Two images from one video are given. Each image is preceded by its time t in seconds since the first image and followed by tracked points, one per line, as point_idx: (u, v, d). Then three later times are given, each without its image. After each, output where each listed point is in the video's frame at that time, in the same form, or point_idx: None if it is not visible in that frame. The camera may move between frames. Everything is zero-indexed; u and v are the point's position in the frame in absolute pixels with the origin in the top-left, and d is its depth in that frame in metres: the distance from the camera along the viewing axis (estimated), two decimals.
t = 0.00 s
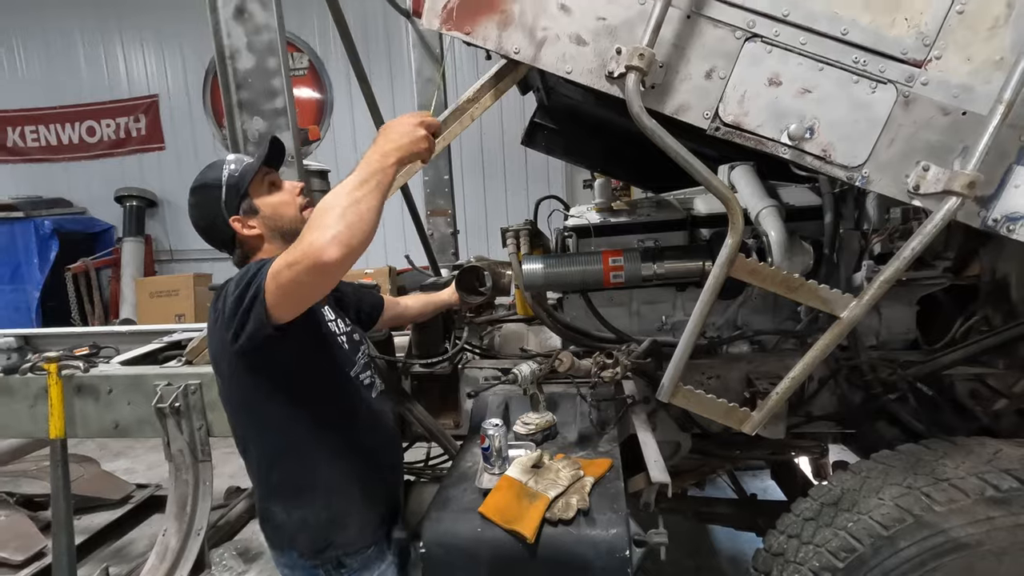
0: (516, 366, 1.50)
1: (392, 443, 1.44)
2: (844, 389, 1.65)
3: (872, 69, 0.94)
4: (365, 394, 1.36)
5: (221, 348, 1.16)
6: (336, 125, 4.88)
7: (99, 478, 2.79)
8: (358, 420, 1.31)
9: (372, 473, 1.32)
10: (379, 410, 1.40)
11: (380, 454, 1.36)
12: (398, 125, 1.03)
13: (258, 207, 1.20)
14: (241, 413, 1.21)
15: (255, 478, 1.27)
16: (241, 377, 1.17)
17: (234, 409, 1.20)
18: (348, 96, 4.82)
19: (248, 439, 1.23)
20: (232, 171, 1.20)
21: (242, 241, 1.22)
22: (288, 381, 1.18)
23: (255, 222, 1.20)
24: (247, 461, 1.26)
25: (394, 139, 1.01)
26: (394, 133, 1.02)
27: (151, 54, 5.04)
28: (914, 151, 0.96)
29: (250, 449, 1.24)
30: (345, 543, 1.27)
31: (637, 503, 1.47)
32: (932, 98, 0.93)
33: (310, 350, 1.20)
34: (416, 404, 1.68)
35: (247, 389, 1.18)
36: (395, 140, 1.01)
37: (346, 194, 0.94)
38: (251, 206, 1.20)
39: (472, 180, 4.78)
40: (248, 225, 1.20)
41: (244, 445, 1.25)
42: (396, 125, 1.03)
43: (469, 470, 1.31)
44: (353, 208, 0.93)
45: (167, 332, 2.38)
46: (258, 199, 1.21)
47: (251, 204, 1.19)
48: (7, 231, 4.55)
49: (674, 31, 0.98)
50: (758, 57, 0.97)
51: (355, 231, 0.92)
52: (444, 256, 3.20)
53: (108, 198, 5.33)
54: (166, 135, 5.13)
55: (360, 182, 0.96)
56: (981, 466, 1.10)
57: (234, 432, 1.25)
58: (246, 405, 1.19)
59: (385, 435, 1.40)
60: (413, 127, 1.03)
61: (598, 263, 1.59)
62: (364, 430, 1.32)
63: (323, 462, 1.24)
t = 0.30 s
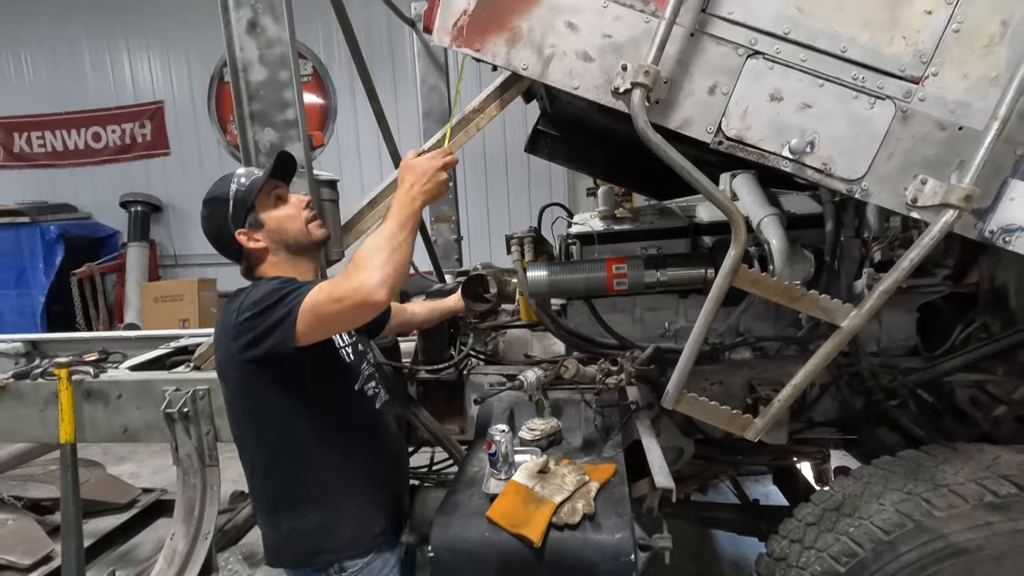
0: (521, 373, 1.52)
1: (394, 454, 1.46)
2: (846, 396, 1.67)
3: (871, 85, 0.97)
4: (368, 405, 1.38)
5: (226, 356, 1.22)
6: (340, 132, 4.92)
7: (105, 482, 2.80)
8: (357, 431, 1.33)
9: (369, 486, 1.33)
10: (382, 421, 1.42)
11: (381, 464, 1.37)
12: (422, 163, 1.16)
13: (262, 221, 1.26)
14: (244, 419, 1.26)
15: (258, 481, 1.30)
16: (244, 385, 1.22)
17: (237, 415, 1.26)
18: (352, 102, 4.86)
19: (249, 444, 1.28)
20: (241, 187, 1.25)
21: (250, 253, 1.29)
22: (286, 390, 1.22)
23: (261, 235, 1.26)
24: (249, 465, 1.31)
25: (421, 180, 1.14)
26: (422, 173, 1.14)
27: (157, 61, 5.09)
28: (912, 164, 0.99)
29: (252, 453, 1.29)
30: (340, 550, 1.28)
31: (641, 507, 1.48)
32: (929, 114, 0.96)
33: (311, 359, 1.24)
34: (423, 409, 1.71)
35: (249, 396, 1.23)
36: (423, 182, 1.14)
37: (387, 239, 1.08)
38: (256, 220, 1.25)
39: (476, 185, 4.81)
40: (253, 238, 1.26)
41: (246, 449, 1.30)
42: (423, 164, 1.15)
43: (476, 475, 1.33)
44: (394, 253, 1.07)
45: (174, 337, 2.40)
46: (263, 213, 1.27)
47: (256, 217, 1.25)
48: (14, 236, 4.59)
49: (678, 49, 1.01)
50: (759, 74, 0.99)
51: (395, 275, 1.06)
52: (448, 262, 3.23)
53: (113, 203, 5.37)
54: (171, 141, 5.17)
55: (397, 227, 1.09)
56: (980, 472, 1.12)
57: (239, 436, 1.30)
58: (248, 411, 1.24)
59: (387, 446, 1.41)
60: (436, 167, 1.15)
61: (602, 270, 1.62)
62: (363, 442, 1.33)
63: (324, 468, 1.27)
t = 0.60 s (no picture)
0: (521, 377, 1.53)
1: (395, 455, 1.46)
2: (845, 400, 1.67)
3: (867, 91, 0.97)
4: (367, 406, 1.38)
5: (225, 355, 1.22)
6: (341, 136, 4.93)
7: (106, 485, 2.81)
8: (356, 432, 1.33)
9: (367, 486, 1.33)
10: (381, 422, 1.42)
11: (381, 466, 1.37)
12: (427, 147, 1.18)
13: (260, 227, 1.25)
14: (242, 418, 1.26)
15: (257, 480, 1.31)
16: (243, 384, 1.22)
17: (235, 413, 1.26)
18: (353, 106, 4.88)
19: (248, 442, 1.29)
20: (239, 194, 1.24)
21: (247, 259, 1.28)
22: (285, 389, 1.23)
23: (258, 241, 1.26)
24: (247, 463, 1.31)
25: (423, 166, 1.16)
26: (425, 159, 1.17)
27: (160, 65, 5.11)
28: (908, 169, 0.99)
29: (251, 451, 1.29)
30: (337, 550, 1.29)
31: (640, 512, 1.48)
32: (925, 119, 0.96)
33: (311, 360, 1.25)
34: (422, 413, 1.70)
35: (248, 395, 1.23)
36: (426, 168, 1.16)
37: (390, 223, 1.10)
38: (253, 227, 1.25)
39: (476, 189, 4.81)
40: (251, 244, 1.26)
41: (244, 447, 1.30)
42: (425, 150, 1.17)
43: (475, 479, 1.33)
44: (397, 238, 1.09)
45: (175, 341, 2.41)
46: (260, 220, 1.26)
47: (254, 224, 1.24)
48: (17, 240, 4.60)
49: (675, 55, 1.01)
50: (756, 80, 1.00)
51: (397, 260, 1.09)
52: (448, 266, 3.24)
53: (115, 207, 5.39)
54: (174, 145, 5.19)
55: (400, 212, 1.11)
56: (979, 477, 1.12)
57: (237, 434, 1.30)
58: (246, 410, 1.25)
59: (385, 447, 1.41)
60: (441, 153, 1.18)
61: (602, 274, 1.62)
62: (362, 442, 1.34)
63: (322, 468, 1.28)
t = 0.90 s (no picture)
0: (521, 377, 1.54)
1: (394, 455, 1.46)
2: (845, 400, 1.67)
3: (864, 90, 0.98)
4: (366, 407, 1.39)
5: (225, 355, 1.23)
6: (343, 139, 4.96)
7: (108, 487, 2.81)
8: (355, 432, 1.33)
9: (366, 486, 1.33)
10: (380, 423, 1.42)
11: (380, 466, 1.38)
12: (426, 151, 1.18)
13: (263, 229, 1.26)
14: (241, 418, 1.27)
15: (256, 480, 1.31)
16: (243, 384, 1.23)
17: (235, 414, 1.27)
18: (355, 110, 4.91)
19: (246, 443, 1.29)
20: (242, 196, 1.25)
21: (250, 259, 1.29)
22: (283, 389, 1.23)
23: (262, 242, 1.27)
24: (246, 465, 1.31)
25: (422, 169, 1.17)
26: (425, 161, 1.17)
27: (163, 69, 5.14)
28: (905, 168, 1.00)
29: (249, 452, 1.30)
30: (336, 550, 1.29)
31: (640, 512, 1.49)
32: (921, 118, 0.97)
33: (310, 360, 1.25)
34: (422, 413, 1.71)
35: (247, 396, 1.24)
36: (425, 171, 1.17)
37: (390, 228, 1.10)
38: (257, 228, 1.26)
39: (477, 192, 4.83)
40: (254, 245, 1.27)
41: (243, 448, 1.31)
42: (425, 153, 1.18)
43: (475, 479, 1.34)
44: (397, 242, 1.09)
45: (177, 342, 2.42)
46: (264, 221, 1.27)
47: (258, 226, 1.25)
48: (20, 243, 4.63)
49: (673, 55, 1.02)
50: (753, 80, 1.01)
51: (398, 263, 1.09)
52: (449, 268, 3.25)
53: (118, 210, 5.41)
54: (176, 148, 5.22)
55: (399, 216, 1.12)
56: (978, 475, 1.12)
57: (237, 434, 1.31)
58: (245, 411, 1.25)
59: (384, 448, 1.41)
60: (440, 155, 1.19)
61: (601, 275, 1.62)
62: (361, 443, 1.34)
63: (322, 468, 1.28)
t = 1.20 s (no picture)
0: (521, 380, 1.54)
1: (397, 454, 1.48)
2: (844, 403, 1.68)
3: (858, 97, 1.00)
4: (369, 407, 1.40)
5: (230, 358, 1.25)
6: (345, 144, 4.99)
7: (110, 490, 2.82)
8: (359, 432, 1.35)
9: (371, 486, 1.35)
10: (383, 423, 1.44)
11: (384, 465, 1.39)
12: (429, 158, 1.21)
13: (267, 237, 1.28)
14: (246, 420, 1.28)
15: (261, 481, 1.32)
16: (248, 386, 1.24)
17: (240, 416, 1.28)
18: (357, 115, 4.94)
19: (252, 444, 1.30)
20: (248, 203, 1.26)
21: (254, 265, 1.32)
22: (289, 390, 1.25)
23: (265, 249, 1.29)
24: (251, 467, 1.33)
25: (425, 176, 1.20)
26: (428, 169, 1.20)
27: (166, 74, 5.18)
28: (899, 173, 1.01)
29: (254, 454, 1.31)
30: (343, 549, 1.30)
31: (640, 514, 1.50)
32: (915, 124, 0.98)
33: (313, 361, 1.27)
34: (424, 415, 1.73)
35: (253, 397, 1.25)
36: (428, 180, 1.20)
37: (392, 236, 1.12)
38: (261, 236, 1.28)
39: (478, 197, 4.85)
40: (258, 252, 1.30)
41: (248, 450, 1.32)
42: (428, 161, 1.21)
43: (476, 480, 1.35)
44: (398, 251, 1.12)
45: (179, 346, 2.43)
46: (269, 229, 1.29)
47: (262, 234, 1.28)
48: (24, 247, 4.66)
49: (671, 63, 1.04)
50: (750, 86, 1.02)
51: (398, 272, 1.11)
52: (450, 272, 3.26)
53: (121, 214, 5.43)
54: (179, 153, 5.25)
55: (402, 225, 1.14)
56: (974, 477, 1.13)
57: (242, 436, 1.32)
58: (251, 412, 1.27)
59: (387, 448, 1.43)
60: (443, 164, 1.22)
61: (601, 279, 1.64)
62: (365, 443, 1.36)
63: (327, 468, 1.30)
